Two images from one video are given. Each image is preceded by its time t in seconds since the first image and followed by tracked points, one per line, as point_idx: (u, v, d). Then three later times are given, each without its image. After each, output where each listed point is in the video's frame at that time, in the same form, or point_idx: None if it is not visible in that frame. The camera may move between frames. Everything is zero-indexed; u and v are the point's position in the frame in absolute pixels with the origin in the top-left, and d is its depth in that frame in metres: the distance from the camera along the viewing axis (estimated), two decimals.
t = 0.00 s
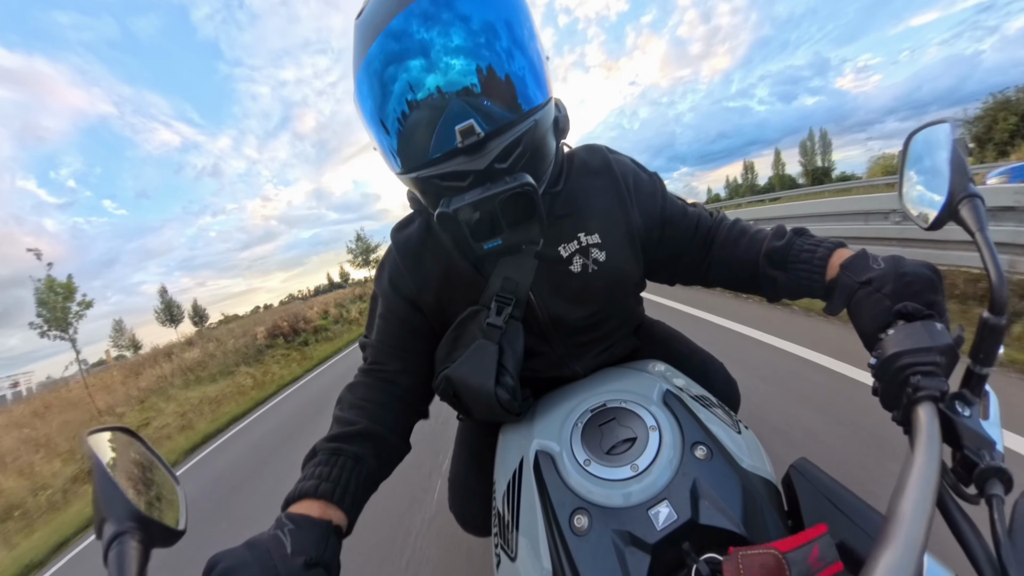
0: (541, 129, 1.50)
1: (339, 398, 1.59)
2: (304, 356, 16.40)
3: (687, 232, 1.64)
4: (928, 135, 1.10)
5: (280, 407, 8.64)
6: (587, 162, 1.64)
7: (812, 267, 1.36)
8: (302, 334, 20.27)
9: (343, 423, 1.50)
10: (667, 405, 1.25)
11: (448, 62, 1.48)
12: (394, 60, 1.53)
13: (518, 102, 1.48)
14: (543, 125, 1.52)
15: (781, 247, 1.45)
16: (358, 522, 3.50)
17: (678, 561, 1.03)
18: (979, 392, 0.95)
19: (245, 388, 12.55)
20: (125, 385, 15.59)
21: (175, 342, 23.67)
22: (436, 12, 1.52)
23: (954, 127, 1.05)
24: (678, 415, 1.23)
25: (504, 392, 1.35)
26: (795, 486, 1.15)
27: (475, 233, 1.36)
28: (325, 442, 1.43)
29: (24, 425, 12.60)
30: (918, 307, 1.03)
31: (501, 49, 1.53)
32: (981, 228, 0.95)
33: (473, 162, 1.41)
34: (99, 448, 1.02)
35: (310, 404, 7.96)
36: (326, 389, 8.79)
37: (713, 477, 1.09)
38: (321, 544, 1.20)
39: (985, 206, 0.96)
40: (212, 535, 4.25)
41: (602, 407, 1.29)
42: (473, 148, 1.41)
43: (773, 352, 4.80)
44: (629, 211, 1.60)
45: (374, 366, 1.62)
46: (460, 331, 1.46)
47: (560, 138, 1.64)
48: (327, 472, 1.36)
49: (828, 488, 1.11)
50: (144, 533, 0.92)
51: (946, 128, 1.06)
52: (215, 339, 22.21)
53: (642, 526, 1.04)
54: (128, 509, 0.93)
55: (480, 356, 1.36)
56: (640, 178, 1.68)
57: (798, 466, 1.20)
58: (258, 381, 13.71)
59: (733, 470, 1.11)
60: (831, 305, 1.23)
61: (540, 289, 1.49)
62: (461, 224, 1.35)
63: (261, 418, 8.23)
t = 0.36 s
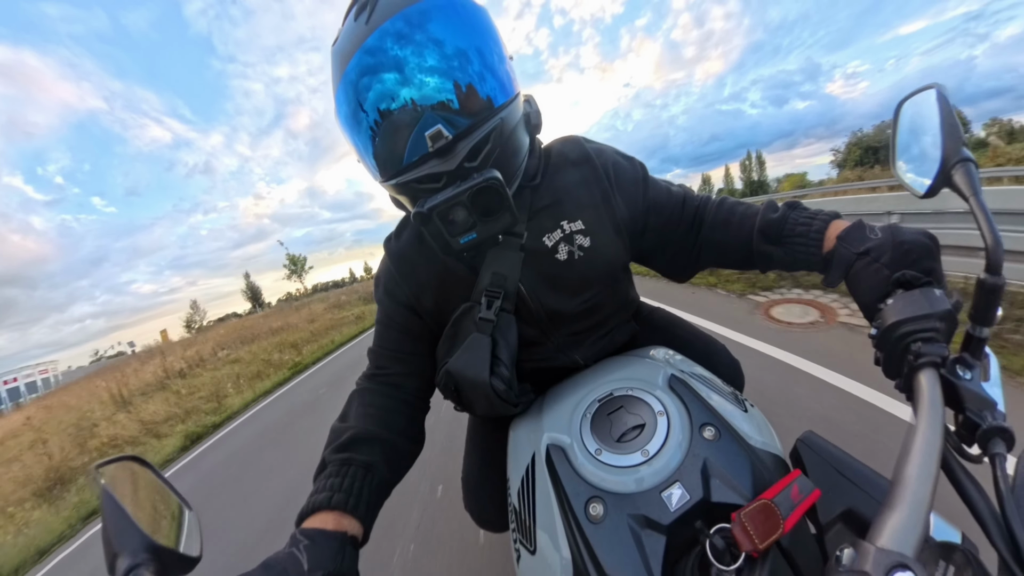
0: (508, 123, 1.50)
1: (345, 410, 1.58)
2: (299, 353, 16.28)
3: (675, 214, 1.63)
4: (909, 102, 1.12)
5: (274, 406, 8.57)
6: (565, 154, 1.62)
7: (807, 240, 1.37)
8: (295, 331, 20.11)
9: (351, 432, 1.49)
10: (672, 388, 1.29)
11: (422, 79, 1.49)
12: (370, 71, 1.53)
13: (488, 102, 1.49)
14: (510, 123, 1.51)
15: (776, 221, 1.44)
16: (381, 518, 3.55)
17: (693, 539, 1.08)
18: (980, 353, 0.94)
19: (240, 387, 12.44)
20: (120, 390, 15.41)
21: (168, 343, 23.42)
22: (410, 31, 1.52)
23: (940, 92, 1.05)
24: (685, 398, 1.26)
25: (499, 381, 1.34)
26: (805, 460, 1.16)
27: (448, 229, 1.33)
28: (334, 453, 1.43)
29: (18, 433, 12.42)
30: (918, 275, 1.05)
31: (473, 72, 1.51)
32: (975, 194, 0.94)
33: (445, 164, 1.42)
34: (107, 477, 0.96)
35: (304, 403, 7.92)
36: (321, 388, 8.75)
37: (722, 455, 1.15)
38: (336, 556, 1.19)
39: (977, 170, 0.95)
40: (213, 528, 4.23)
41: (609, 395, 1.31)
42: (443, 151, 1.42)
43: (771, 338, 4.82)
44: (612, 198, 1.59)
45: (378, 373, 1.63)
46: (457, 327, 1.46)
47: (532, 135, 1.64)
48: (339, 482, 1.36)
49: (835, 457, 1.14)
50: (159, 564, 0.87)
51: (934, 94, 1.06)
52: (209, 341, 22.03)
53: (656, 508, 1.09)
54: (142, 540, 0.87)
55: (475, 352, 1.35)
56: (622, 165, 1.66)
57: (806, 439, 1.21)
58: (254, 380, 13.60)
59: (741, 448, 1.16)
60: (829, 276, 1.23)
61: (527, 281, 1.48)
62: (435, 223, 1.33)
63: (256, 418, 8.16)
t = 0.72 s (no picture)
0: (496, 113, 1.51)
1: (367, 417, 1.58)
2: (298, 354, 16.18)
3: (672, 193, 1.60)
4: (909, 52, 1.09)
5: (273, 407, 8.55)
6: (557, 143, 1.62)
7: (812, 205, 1.35)
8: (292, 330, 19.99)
9: (375, 441, 1.48)
10: (685, 367, 1.28)
11: (415, 81, 1.47)
12: (359, 71, 1.51)
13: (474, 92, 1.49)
14: (498, 113, 1.52)
15: (777, 190, 1.42)
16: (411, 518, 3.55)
17: (717, 512, 1.08)
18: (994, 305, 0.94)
19: (240, 389, 12.36)
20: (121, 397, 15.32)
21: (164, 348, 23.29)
22: (400, 31, 1.50)
23: (950, 30, 1.01)
24: (697, 374, 1.26)
25: (508, 380, 1.35)
26: (821, 425, 1.17)
27: (442, 223, 1.34)
28: (359, 464, 1.43)
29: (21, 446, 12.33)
30: (928, 229, 1.02)
31: (465, 78, 1.50)
32: (985, 136, 0.92)
33: (434, 155, 1.42)
34: (135, 518, 0.94)
35: (304, 403, 7.90)
36: (319, 388, 8.73)
37: (740, 428, 1.13)
38: (373, 563, 1.18)
39: (984, 113, 0.94)
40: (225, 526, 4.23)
41: (624, 379, 1.32)
42: (431, 143, 1.42)
43: (776, 340, 4.84)
44: (608, 184, 1.58)
45: (393, 380, 1.62)
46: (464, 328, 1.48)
47: (524, 128, 1.65)
48: (367, 491, 1.35)
49: (851, 420, 1.14)
50: None
51: (942, 31, 1.02)
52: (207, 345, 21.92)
53: (678, 486, 1.09)
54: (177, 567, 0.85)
55: (483, 347, 1.34)
56: (615, 151, 1.64)
57: (819, 405, 1.21)
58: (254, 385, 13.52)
59: (758, 420, 1.15)
60: (841, 238, 1.22)
61: (528, 274, 1.47)
62: (427, 217, 1.33)
63: (253, 418, 8.13)
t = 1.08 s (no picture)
0: (521, 103, 1.50)
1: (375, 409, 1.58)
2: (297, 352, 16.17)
3: (684, 190, 1.61)
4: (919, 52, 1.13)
5: (278, 400, 8.59)
6: (572, 139, 1.61)
7: (821, 203, 1.33)
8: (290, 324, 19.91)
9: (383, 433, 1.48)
10: (689, 364, 1.28)
11: (436, 62, 1.47)
12: (378, 53, 1.50)
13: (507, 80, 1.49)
14: (523, 101, 1.51)
15: (785, 189, 1.41)
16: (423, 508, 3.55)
17: (720, 510, 1.08)
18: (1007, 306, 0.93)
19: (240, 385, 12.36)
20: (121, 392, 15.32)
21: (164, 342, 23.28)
22: (419, 10, 1.50)
23: (960, 22, 1.04)
24: (703, 371, 1.26)
25: (517, 375, 1.36)
26: (826, 426, 1.16)
27: (464, 213, 1.34)
28: (368, 455, 1.44)
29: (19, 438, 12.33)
30: (940, 226, 1.00)
31: (488, 58, 1.49)
32: (1000, 132, 0.91)
33: (458, 142, 1.41)
34: (146, 514, 0.96)
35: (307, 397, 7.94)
36: (321, 384, 8.74)
37: (744, 427, 1.14)
38: (380, 555, 1.20)
39: (1001, 106, 0.93)
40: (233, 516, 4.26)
41: (628, 376, 1.32)
42: (456, 129, 1.41)
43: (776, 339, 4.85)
44: (621, 179, 1.58)
45: (402, 372, 1.61)
46: (476, 321, 1.49)
47: (543, 118, 1.64)
48: (376, 484, 1.37)
49: (857, 422, 1.13)
50: None
51: (953, 23, 1.05)
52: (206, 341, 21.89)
53: (682, 483, 1.09)
54: (191, 562, 0.87)
55: (492, 338, 1.38)
56: (628, 149, 1.64)
57: (826, 404, 1.20)
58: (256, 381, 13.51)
59: (763, 419, 1.15)
60: (848, 236, 1.21)
61: (542, 267, 1.48)
62: (450, 205, 1.33)
63: (255, 413, 8.15)
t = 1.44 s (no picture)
0: (539, 96, 1.48)
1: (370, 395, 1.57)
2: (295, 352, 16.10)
3: (689, 191, 1.60)
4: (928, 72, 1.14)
5: (274, 401, 8.57)
6: (582, 132, 1.60)
7: (827, 217, 1.33)
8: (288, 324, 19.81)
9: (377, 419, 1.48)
10: (687, 371, 1.28)
11: (446, 34, 1.45)
12: (388, 30, 1.49)
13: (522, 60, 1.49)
14: (540, 93, 1.49)
15: (792, 201, 1.40)
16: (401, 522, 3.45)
17: (709, 518, 1.07)
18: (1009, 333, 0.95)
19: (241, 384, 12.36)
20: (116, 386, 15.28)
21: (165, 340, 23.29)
22: None
23: (972, 43, 1.04)
24: (699, 379, 1.26)
25: (511, 369, 1.38)
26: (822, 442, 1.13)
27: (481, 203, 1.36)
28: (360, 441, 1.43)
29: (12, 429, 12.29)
30: (944, 249, 1.02)
31: (500, 31, 1.48)
32: (1009, 158, 0.93)
33: (476, 135, 1.39)
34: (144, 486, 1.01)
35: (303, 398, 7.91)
36: (319, 384, 8.71)
37: (738, 437, 1.14)
38: (370, 539, 1.21)
39: (1011, 133, 0.94)
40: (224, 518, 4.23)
41: (624, 379, 1.31)
42: (473, 121, 1.39)
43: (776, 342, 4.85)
44: (628, 175, 1.58)
45: (397, 357, 1.59)
46: (476, 313, 1.49)
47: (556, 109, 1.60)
48: (367, 469, 1.36)
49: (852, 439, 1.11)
50: (202, 558, 0.93)
51: (965, 44, 1.06)
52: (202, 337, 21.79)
53: (672, 489, 1.08)
54: (186, 538, 0.93)
55: (492, 331, 1.40)
56: (636, 143, 1.64)
57: (821, 420, 1.19)
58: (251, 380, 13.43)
59: (757, 431, 1.15)
60: (852, 251, 1.23)
61: (547, 257, 1.48)
62: (467, 193, 1.35)
63: (254, 412, 8.18)
